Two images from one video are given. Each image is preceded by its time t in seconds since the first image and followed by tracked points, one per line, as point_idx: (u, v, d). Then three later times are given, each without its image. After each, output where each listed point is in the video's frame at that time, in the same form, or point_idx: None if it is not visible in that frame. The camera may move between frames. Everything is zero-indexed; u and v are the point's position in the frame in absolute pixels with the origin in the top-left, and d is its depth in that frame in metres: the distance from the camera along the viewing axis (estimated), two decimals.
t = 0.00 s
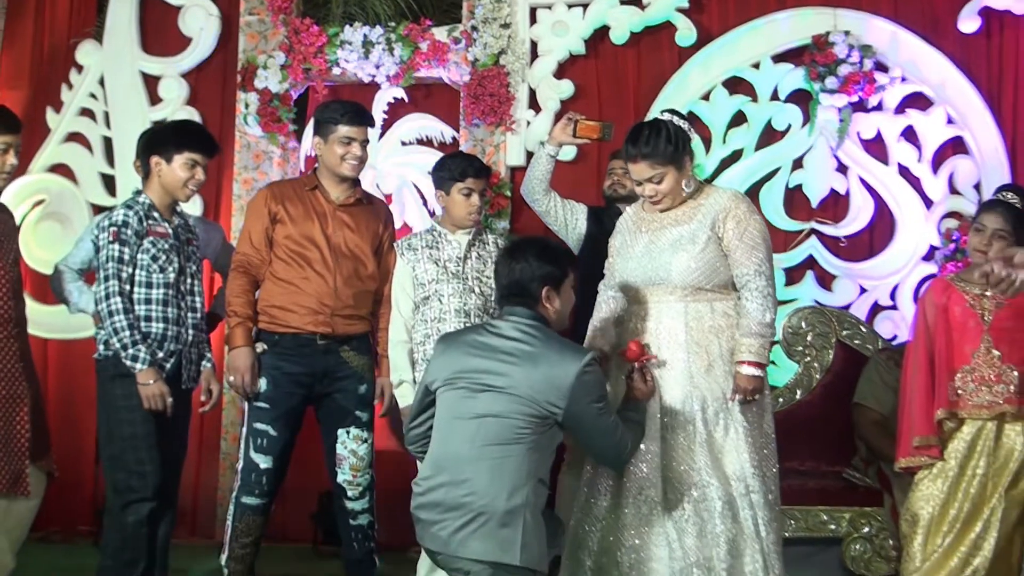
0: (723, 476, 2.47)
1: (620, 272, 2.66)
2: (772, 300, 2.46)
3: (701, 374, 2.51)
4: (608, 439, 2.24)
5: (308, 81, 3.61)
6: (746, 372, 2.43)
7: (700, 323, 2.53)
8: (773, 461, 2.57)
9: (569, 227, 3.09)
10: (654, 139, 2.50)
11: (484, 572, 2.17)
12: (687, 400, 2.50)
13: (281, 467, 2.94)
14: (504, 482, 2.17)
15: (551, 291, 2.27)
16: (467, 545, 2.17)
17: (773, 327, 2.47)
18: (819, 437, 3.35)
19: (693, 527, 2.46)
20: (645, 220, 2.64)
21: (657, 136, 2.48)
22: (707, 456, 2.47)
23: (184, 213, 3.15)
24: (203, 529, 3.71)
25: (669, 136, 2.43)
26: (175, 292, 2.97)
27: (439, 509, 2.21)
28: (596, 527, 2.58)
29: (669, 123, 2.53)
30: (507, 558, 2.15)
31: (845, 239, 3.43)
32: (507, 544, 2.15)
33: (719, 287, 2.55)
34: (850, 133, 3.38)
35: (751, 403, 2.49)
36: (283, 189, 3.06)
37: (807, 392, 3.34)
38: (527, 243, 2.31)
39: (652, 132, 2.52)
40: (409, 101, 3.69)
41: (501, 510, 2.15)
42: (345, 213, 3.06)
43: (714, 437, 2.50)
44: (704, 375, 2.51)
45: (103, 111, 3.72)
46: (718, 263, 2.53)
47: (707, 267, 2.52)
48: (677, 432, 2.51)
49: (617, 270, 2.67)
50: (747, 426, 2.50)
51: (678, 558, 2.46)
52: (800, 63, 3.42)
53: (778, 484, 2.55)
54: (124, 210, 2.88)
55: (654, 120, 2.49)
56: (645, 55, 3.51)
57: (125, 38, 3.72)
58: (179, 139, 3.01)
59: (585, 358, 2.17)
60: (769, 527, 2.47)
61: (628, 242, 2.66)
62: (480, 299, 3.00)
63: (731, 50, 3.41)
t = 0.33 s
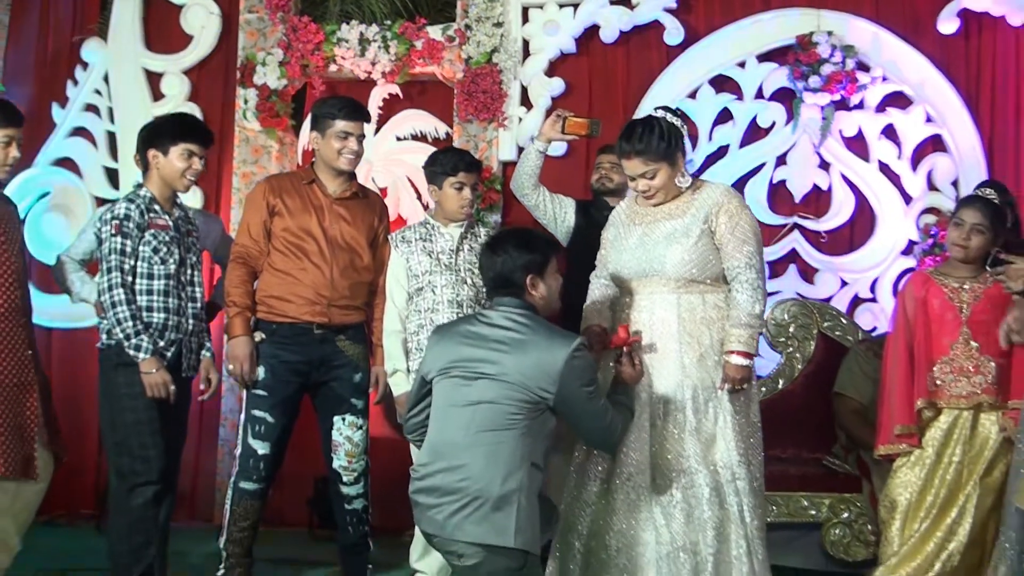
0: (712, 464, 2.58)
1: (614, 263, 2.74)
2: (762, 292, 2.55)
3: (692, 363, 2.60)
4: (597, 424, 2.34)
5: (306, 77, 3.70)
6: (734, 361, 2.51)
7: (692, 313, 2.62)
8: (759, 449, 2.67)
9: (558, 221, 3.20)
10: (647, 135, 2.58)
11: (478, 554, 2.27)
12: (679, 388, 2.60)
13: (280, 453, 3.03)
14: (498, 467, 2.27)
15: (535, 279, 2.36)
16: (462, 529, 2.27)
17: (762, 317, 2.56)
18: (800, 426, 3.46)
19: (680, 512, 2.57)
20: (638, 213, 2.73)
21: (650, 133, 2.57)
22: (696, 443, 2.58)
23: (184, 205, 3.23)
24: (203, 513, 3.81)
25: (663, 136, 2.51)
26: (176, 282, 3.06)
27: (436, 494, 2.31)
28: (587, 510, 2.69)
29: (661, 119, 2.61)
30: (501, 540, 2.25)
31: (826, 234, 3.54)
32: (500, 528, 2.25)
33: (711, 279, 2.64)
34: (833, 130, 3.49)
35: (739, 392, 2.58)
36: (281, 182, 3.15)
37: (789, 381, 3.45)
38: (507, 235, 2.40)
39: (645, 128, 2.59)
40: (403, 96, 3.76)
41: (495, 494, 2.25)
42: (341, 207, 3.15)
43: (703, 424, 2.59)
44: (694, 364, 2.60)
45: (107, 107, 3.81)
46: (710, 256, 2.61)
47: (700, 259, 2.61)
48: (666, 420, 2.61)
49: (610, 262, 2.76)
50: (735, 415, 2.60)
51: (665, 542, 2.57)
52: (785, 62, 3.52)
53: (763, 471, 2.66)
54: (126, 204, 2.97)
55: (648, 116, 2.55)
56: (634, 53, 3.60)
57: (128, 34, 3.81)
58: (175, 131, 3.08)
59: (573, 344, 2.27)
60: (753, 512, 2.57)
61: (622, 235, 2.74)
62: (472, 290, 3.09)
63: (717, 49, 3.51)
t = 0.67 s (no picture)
0: (702, 453, 2.68)
1: (609, 255, 2.84)
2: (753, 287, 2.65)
3: (684, 354, 2.70)
4: (585, 411, 2.44)
5: (304, 74, 3.79)
6: (728, 354, 2.61)
7: (684, 306, 2.72)
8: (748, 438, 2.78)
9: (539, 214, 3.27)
10: (645, 129, 2.65)
11: (469, 538, 2.38)
12: (671, 379, 2.70)
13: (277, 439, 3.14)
14: (488, 454, 2.37)
15: (520, 269, 2.47)
16: (453, 514, 2.37)
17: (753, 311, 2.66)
18: (784, 414, 3.58)
19: (670, 499, 2.67)
20: (634, 207, 2.82)
21: (650, 127, 2.64)
22: (686, 431, 2.68)
23: (184, 198, 3.33)
24: (203, 498, 3.92)
25: (661, 132, 2.59)
26: (176, 274, 3.16)
27: (429, 480, 2.42)
28: (579, 495, 2.79)
29: (661, 115, 2.69)
30: (491, 524, 2.35)
31: (809, 228, 3.64)
32: (490, 512, 2.35)
33: (704, 272, 2.74)
34: (817, 129, 3.60)
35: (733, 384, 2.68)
36: (280, 176, 3.25)
37: (772, 371, 3.58)
38: (490, 228, 2.51)
39: (644, 122, 2.67)
40: (398, 93, 3.87)
41: (485, 480, 2.36)
42: (339, 200, 3.25)
43: (694, 414, 2.69)
44: (686, 355, 2.70)
45: (113, 103, 3.90)
46: (703, 250, 2.71)
47: (694, 254, 2.70)
48: (656, 409, 2.71)
49: (605, 254, 2.85)
50: (727, 405, 2.70)
51: (654, 528, 2.67)
52: (770, 61, 3.63)
53: (750, 459, 2.76)
54: (129, 197, 3.06)
55: (648, 111, 2.63)
56: (624, 53, 3.71)
57: (133, 32, 3.90)
58: (174, 126, 3.17)
59: (559, 332, 2.38)
60: (739, 501, 2.67)
61: (617, 227, 2.84)
62: (465, 282, 3.20)
63: (705, 49, 3.62)
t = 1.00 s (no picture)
0: (696, 446, 2.73)
1: (605, 248, 2.88)
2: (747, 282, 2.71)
3: (677, 347, 2.76)
4: (576, 401, 2.50)
5: (302, 71, 3.84)
6: (723, 348, 2.67)
7: (678, 300, 2.78)
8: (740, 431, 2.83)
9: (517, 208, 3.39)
10: (647, 124, 2.71)
11: (462, 529, 2.43)
12: (665, 372, 2.76)
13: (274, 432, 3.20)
14: (480, 445, 2.43)
15: (509, 263, 2.52)
16: (446, 505, 2.43)
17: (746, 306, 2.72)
18: (774, 406, 3.63)
19: (662, 490, 2.72)
20: (631, 202, 2.87)
21: (652, 122, 2.70)
22: (678, 423, 2.73)
23: (182, 193, 3.37)
24: (201, 489, 3.97)
25: (663, 127, 2.65)
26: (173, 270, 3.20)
27: (423, 471, 2.48)
28: (574, 485, 2.84)
29: (663, 111, 2.75)
30: (483, 514, 2.41)
31: (799, 224, 3.70)
32: (482, 502, 2.41)
33: (698, 267, 2.79)
34: (807, 126, 3.66)
35: (727, 377, 2.74)
36: (278, 171, 3.31)
37: (762, 364, 3.64)
38: (477, 225, 2.56)
39: (646, 117, 2.73)
40: (396, 91, 3.88)
41: (477, 471, 2.42)
42: (336, 195, 3.30)
43: (688, 407, 2.74)
44: (679, 348, 2.76)
45: (113, 100, 3.94)
46: (698, 246, 2.77)
47: (689, 250, 2.76)
48: (648, 402, 2.77)
49: (601, 247, 2.90)
50: (721, 397, 2.75)
51: (647, 518, 2.72)
52: (761, 60, 3.69)
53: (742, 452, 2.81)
54: (129, 192, 3.11)
55: (651, 107, 2.69)
56: (618, 51, 3.76)
57: (133, 30, 3.94)
58: (173, 121, 3.22)
59: (547, 323, 2.44)
60: (733, 493, 2.73)
61: (613, 221, 2.89)
62: (461, 276, 3.25)
63: (697, 48, 3.67)
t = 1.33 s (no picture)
0: (688, 439, 2.73)
1: (602, 239, 2.88)
2: (742, 277, 2.70)
3: (671, 340, 2.75)
4: (567, 393, 2.50)
5: (296, 63, 3.82)
6: (715, 342, 2.67)
7: (674, 293, 2.77)
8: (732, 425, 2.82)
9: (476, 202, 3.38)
10: (651, 114, 2.72)
11: (454, 522, 2.43)
12: (658, 364, 2.74)
13: (267, 425, 3.18)
14: (471, 437, 2.42)
15: (496, 256, 2.51)
16: (438, 497, 2.42)
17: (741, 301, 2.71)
18: (767, 401, 3.67)
19: (656, 483, 2.72)
20: (629, 194, 2.87)
21: (653, 113, 2.71)
22: (670, 416, 2.72)
23: (175, 182, 3.38)
24: (193, 482, 3.96)
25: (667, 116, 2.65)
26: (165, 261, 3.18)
27: (415, 464, 2.47)
28: (567, 478, 2.84)
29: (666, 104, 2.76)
30: (475, 505, 2.40)
31: (794, 218, 3.70)
32: (474, 494, 2.41)
33: (695, 261, 2.78)
34: (801, 120, 3.66)
35: (719, 371, 2.74)
36: (272, 163, 3.29)
37: (756, 359, 3.64)
38: (463, 217, 2.56)
39: (649, 107, 2.73)
40: (390, 83, 3.88)
41: (468, 463, 2.41)
42: (329, 188, 3.29)
43: (681, 400, 2.74)
44: (673, 340, 2.75)
45: (105, 91, 3.92)
46: (694, 239, 2.76)
47: (686, 243, 2.75)
48: (640, 395, 2.76)
49: (597, 239, 2.90)
50: (713, 391, 2.75)
51: (640, 511, 2.72)
52: (756, 53, 3.68)
53: (735, 446, 2.80)
54: (128, 178, 3.11)
55: (655, 97, 2.70)
56: (613, 44, 3.76)
57: (125, 20, 3.92)
58: (164, 109, 3.22)
59: (536, 312, 2.44)
60: (725, 487, 2.72)
61: (611, 213, 2.88)
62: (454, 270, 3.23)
63: (692, 41, 3.66)
